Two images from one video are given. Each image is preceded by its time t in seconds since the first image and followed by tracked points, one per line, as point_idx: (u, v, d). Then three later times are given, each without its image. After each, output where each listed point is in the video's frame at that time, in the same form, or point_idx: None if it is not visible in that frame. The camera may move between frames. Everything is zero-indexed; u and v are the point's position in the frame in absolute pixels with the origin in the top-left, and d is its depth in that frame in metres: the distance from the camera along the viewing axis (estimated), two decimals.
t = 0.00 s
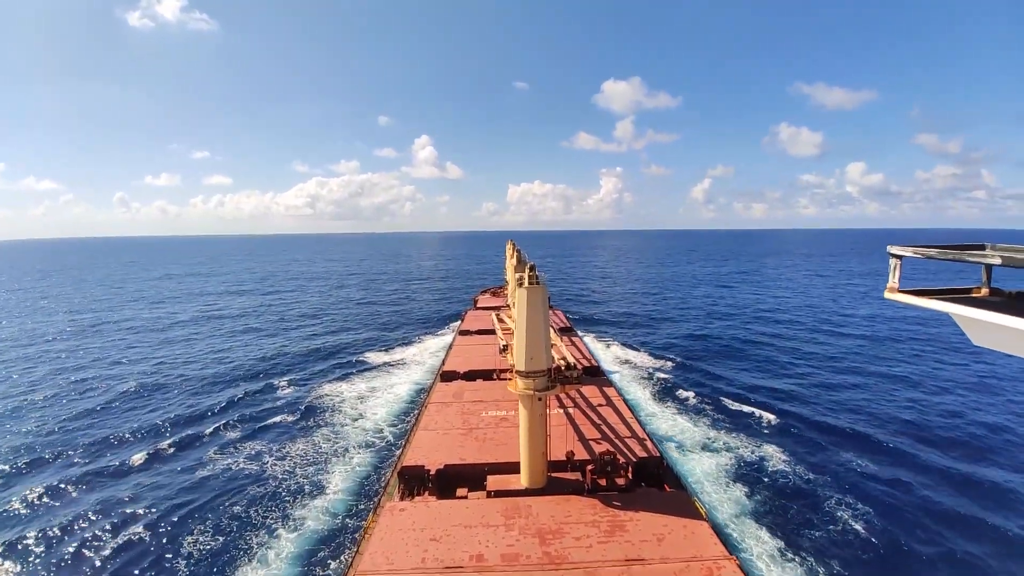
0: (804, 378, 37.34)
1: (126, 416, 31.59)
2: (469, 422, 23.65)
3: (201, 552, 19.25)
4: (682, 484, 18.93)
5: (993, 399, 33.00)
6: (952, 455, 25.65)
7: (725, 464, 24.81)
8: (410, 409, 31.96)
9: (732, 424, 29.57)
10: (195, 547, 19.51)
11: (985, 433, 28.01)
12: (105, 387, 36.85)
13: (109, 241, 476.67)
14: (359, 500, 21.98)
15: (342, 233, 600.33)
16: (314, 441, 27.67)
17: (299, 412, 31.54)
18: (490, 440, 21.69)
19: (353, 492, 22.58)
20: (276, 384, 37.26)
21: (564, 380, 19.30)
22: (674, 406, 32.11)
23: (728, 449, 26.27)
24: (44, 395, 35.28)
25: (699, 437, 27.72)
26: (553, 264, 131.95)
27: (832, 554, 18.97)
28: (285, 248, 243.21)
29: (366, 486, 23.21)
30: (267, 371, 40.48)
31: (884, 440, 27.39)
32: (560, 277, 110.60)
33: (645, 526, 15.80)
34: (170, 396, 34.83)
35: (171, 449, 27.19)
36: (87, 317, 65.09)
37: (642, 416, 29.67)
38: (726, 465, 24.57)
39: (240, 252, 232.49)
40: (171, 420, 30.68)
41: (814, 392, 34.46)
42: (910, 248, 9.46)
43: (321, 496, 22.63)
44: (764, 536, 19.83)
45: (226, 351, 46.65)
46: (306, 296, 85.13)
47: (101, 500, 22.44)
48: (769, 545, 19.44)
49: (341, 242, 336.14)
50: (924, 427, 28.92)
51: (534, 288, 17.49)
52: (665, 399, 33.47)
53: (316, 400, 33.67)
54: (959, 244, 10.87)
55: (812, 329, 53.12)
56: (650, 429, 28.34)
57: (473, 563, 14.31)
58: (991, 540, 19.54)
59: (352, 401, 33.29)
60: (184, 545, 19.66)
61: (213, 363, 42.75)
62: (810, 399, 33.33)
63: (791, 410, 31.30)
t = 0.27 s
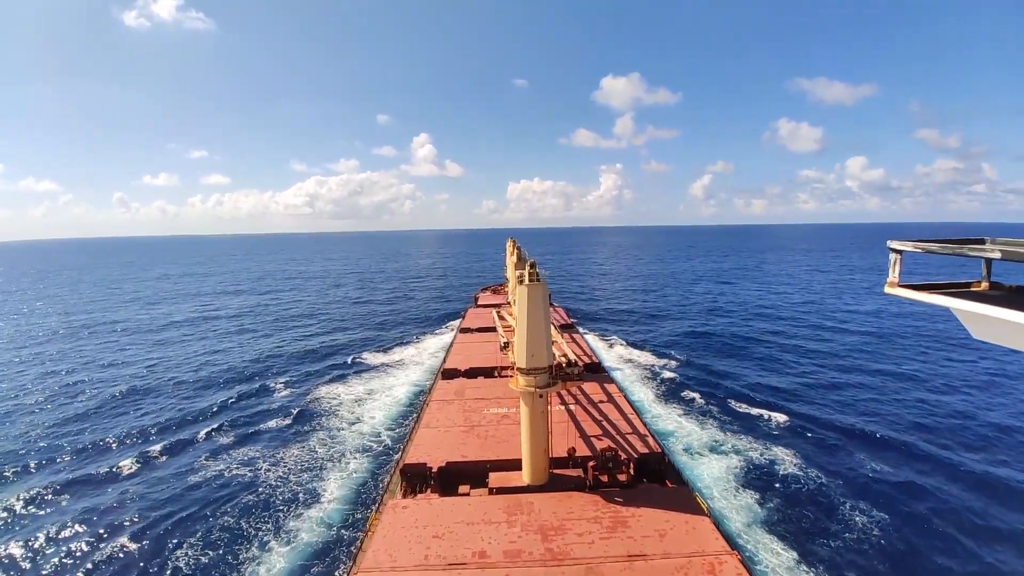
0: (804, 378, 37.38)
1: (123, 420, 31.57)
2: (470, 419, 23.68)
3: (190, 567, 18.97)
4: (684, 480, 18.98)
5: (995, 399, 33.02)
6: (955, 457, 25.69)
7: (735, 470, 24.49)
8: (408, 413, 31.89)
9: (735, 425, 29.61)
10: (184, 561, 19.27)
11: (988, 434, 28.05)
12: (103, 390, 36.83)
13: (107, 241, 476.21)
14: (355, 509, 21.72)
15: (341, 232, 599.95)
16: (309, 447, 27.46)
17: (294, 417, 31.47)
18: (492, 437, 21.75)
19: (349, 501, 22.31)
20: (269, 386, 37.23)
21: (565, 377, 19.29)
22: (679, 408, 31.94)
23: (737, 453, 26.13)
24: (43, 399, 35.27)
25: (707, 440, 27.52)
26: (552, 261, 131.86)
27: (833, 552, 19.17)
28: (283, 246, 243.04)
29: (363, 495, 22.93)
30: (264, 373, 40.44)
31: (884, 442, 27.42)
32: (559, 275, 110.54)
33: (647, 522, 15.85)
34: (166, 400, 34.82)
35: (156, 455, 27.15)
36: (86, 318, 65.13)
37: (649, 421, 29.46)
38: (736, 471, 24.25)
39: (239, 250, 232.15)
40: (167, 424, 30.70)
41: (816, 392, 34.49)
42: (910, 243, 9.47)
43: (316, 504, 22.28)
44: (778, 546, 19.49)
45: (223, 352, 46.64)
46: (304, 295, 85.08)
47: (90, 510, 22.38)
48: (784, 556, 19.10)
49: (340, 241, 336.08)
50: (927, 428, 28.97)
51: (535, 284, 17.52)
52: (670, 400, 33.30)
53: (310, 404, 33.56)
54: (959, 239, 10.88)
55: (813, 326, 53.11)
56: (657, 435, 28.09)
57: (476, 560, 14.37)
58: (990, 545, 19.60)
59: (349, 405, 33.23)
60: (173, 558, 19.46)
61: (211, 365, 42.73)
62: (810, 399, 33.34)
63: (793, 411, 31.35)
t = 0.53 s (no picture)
0: (805, 378, 37.39)
1: (123, 425, 31.66)
2: (472, 418, 23.74)
3: None
4: (686, 476, 19.01)
5: (997, 399, 33.00)
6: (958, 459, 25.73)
7: (747, 478, 24.16)
8: (407, 417, 31.82)
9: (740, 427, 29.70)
10: None
11: (990, 436, 28.07)
12: (104, 394, 36.93)
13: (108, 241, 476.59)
14: (350, 521, 21.51)
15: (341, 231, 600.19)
16: (303, 454, 27.33)
17: (289, 422, 31.44)
18: (493, 435, 21.81)
19: (344, 513, 22.11)
20: (265, 390, 37.23)
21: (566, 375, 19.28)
22: (685, 412, 31.72)
23: (747, 459, 25.99)
24: (44, 403, 35.40)
25: (716, 445, 27.32)
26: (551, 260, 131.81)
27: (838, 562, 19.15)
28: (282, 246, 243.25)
29: (358, 506, 22.73)
30: (263, 375, 40.50)
31: (885, 446, 27.42)
32: (560, 273, 110.48)
33: (649, 519, 15.88)
34: (165, 404, 34.89)
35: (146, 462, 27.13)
36: (87, 319, 65.29)
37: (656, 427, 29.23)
38: (748, 480, 23.92)
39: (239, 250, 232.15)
40: (166, 430, 30.79)
41: (818, 393, 34.51)
42: (909, 240, 9.45)
43: (310, 516, 22.14)
44: (793, 561, 19.15)
45: (222, 354, 46.70)
46: (305, 295, 85.08)
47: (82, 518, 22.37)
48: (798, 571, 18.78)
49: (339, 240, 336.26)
50: (929, 430, 29.01)
51: (535, 283, 17.53)
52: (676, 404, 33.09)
53: (304, 408, 33.51)
54: (959, 235, 10.86)
55: (814, 325, 53.06)
56: (665, 442, 27.82)
57: (478, 558, 14.41)
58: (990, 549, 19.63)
59: (347, 409, 33.21)
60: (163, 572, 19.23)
61: (210, 367, 42.80)
62: (811, 401, 33.35)
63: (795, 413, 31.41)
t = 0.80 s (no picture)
0: (804, 381, 37.50)
1: (120, 426, 31.65)
2: (472, 416, 23.77)
3: None
4: (685, 476, 19.06)
5: (995, 403, 33.11)
6: (955, 464, 25.86)
7: (757, 488, 23.78)
8: (403, 420, 31.55)
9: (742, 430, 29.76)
10: None
11: (988, 441, 28.18)
12: (101, 394, 36.88)
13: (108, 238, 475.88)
14: (342, 532, 21.00)
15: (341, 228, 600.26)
16: (295, 460, 26.97)
17: (279, 425, 31.30)
18: (493, 433, 21.84)
19: (337, 524, 21.61)
20: (259, 392, 37.07)
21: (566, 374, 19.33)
22: (690, 417, 31.42)
23: (755, 466, 25.74)
24: (41, 403, 35.40)
25: (723, 452, 27.02)
26: (551, 258, 131.88)
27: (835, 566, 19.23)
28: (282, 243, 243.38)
29: (351, 516, 22.22)
30: (260, 376, 40.43)
31: (883, 450, 27.51)
32: (559, 272, 110.46)
33: (648, 517, 15.92)
34: (162, 405, 34.83)
35: (135, 466, 26.98)
36: (86, 317, 65.26)
37: (662, 433, 28.91)
38: (759, 491, 23.52)
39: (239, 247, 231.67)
40: (162, 432, 30.75)
41: (817, 396, 34.60)
42: (909, 240, 9.45)
43: (301, 526, 21.67)
44: None
45: (220, 353, 46.65)
46: (304, 293, 85.05)
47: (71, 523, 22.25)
48: None
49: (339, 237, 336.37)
50: (927, 434, 29.13)
51: (535, 282, 17.48)
52: (681, 408, 32.76)
53: (297, 412, 33.24)
54: (959, 235, 10.87)
55: (813, 326, 53.17)
56: (672, 448, 27.50)
57: (477, 555, 14.45)
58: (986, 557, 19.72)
59: (343, 412, 32.95)
60: None
61: (208, 367, 42.72)
62: (810, 404, 33.45)
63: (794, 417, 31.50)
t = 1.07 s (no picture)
0: (812, 383, 37.25)
1: (130, 423, 32.10)
2: (478, 413, 23.85)
3: None
4: (692, 475, 19.01)
5: (1009, 408, 32.61)
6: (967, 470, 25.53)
7: (776, 499, 22.99)
8: (406, 423, 31.34)
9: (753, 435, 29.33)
10: None
11: (1001, 446, 27.76)
12: (111, 391, 37.40)
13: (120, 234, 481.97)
14: (342, 542, 20.54)
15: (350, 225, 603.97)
16: (297, 463, 26.85)
17: (279, 426, 31.34)
18: (499, 430, 21.90)
19: (336, 532, 21.19)
20: (264, 391, 37.25)
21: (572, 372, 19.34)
22: (703, 423, 30.68)
23: (772, 475, 24.92)
24: (54, 399, 36.01)
25: (739, 460, 26.24)
26: (558, 257, 131.76)
27: (844, 570, 19.06)
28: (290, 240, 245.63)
29: (351, 525, 21.79)
30: (267, 374, 40.71)
31: (892, 453, 27.27)
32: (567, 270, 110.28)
33: (654, 516, 15.89)
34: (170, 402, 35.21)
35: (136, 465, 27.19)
36: (98, 313, 66.22)
37: (675, 440, 28.27)
38: (777, 502, 22.74)
39: (249, 243, 233.65)
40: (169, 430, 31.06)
41: (826, 399, 34.32)
42: (922, 239, 9.33)
43: (300, 534, 21.31)
44: None
45: (228, 351, 47.08)
46: (312, 290, 85.64)
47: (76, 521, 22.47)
48: None
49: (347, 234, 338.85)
50: (938, 438, 28.79)
51: (543, 280, 17.41)
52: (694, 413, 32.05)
53: (299, 413, 33.24)
54: (973, 234, 10.70)
55: (823, 328, 52.68)
56: (686, 455, 26.86)
57: (484, 552, 14.51)
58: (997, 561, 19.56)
59: (347, 414, 32.83)
60: None
61: (215, 364, 43.10)
62: (818, 406, 33.27)
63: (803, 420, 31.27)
